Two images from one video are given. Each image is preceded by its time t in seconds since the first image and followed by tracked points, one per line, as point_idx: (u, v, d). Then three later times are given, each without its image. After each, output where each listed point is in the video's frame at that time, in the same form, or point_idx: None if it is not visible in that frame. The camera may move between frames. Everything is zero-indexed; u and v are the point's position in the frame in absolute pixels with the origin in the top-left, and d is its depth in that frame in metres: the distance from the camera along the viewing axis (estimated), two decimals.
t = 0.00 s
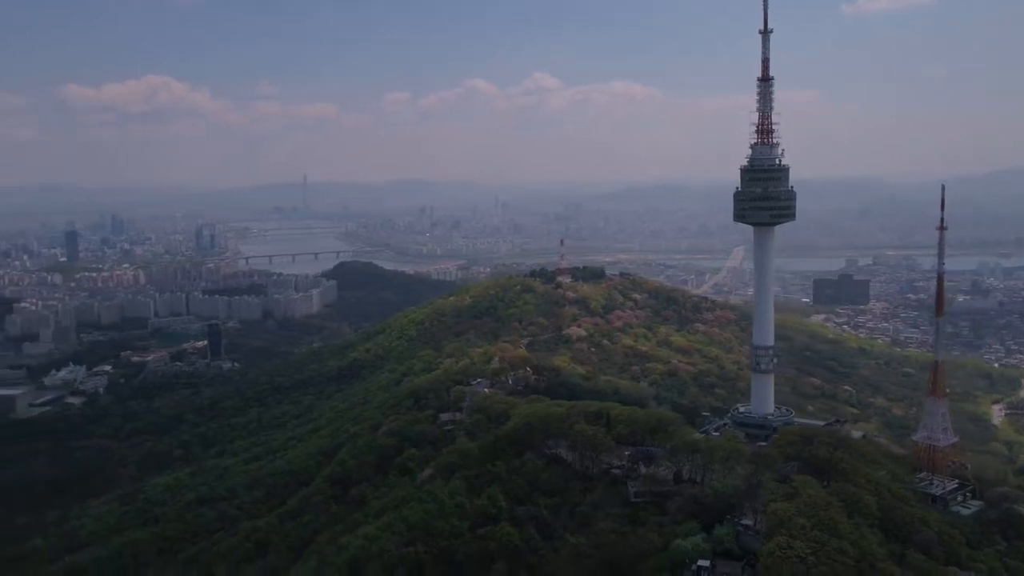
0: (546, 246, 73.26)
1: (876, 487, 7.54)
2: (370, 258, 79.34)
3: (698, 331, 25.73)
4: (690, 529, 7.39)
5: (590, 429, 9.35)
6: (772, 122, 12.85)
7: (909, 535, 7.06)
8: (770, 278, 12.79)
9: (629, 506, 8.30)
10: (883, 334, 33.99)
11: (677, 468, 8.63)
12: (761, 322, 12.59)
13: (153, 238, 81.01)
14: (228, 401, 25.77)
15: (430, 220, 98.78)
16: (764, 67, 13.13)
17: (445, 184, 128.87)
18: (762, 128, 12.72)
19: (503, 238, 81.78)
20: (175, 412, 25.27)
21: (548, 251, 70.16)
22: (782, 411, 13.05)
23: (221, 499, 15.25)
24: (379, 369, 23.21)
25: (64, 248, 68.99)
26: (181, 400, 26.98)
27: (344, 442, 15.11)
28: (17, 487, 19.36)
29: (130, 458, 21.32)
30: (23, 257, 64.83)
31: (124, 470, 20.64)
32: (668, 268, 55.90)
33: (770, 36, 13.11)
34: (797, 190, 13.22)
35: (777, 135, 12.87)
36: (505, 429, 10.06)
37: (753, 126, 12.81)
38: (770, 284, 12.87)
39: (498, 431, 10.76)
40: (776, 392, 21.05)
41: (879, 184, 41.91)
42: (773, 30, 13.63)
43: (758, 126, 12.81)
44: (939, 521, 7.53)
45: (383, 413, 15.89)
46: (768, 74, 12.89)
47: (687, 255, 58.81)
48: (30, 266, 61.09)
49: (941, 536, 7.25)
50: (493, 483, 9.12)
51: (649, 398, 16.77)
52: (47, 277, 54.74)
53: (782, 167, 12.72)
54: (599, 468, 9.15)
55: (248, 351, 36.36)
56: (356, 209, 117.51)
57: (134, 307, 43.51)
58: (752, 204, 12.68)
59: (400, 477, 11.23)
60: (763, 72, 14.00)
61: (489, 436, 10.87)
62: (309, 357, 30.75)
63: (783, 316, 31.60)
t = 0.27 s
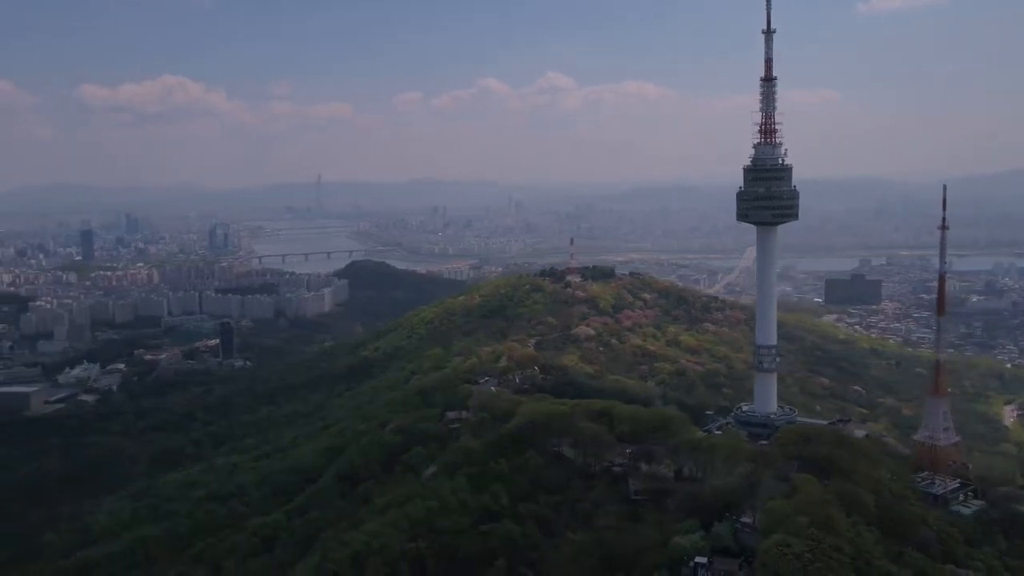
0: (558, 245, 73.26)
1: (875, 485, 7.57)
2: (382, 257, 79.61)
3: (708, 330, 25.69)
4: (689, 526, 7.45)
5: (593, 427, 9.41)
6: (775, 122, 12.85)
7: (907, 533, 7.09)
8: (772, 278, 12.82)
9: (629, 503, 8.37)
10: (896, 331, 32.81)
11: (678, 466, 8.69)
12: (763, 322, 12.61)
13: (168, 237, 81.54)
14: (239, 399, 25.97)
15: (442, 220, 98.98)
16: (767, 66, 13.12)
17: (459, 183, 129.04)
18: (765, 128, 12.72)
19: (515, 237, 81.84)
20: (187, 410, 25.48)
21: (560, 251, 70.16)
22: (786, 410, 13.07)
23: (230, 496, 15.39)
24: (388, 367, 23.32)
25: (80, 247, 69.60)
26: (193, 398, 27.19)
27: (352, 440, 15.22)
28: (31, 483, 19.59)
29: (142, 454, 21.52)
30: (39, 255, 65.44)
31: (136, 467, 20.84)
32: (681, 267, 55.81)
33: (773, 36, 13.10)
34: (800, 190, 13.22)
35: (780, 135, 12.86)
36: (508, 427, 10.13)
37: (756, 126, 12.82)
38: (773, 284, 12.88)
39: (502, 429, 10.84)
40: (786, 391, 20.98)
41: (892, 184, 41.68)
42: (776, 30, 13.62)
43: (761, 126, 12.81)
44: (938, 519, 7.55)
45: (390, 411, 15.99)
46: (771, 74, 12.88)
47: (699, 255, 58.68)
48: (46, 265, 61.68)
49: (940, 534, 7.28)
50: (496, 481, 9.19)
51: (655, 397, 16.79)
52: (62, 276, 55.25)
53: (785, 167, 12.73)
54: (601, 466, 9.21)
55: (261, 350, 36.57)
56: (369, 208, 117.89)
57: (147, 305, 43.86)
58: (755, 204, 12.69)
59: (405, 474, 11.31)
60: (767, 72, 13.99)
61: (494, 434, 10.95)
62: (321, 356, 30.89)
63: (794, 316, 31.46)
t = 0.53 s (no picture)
0: (569, 245, 73.31)
1: (873, 484, 7.58)
2: (394, 257, 79.89)
3: (716, 329, 25.64)
4: (687, 524, 7.50)
5: (594, 425, 9.47)
6: (777, 122, 12.86)
7: (904, 532, 7.11)
8: (774, 278, 12.84)
9: (629, 501, 8.42)
10: (908, 331, 31.64)
11: (677, 464, 8.74)
12: (765, 321, 12.63)
13: (180, 236, 82.03)
14: (249, 397, 26.14)
15: (454, 219, 99.20)
16: (769, 66, 13.13)
17: (470, 182, 129.20)
18: (767, 128, 12.73)
19: (526, 237, 81.89)
20: (197, 408, 25.65)
21: (571, 250, 70.18)
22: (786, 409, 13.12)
23: (238, 492, 15.52)
24: (397, 366, 23.41)
25: (93, 246, 70.10)
26: (204, 397, 27.37)
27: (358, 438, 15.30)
28: (42, 480, 19.80)
29: (153, 452, 21.69)
30: (54, 254, 65.98)
31: (147, 464, 21.03)
32: (691, 267, 55.76)
33: (775, 36, 13.11)
34: (801, 189, 13.23)
35: (782, 134, 12.88)
36: (510, 425, 10.18)
37: (758, 126, 12.82)
38: (775, 284, 12.90)
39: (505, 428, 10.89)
40: (793, 391, 20.94)
41: (903, 184, 41.44)
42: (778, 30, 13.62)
43: (763, 126, 12.82)
44: (936, 518, 7.57)
45: (398, 409, 16.07)
46: (774, 74, 12.89)
47: (711, 254, 58.50)
48: (60, 264, 62.19)
49: (938, 533, 7.30)
50: (498, 478, 9.25)
51: (661, 396, 16.81)
52: (76, 275, 55.70)
53: (787, 167, 12.75)
54: (601, 464, 9.28)
55: (271, 349, 36.76)
56: (381, 208, 118.28)
57: (159, 304, 44.14)
58: (757, 203, 12.70)
59: (410, 471, 11.40)
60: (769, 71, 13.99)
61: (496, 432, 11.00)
62: (330, 354, 31.02)
63: (804, 316, 31.39)
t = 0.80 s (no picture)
0: (581, 245, 73.31)
1: (871, 483, 7.61)
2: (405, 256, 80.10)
3: (724, 328, 25.62)
4: (685, 521, 7.55)
5: (596, 423, 9.53)
6: (779, 122, 12.90)
7: (901, 530, 7.14)
8: (776, 277, 12.87)
9: (629, 499, 8.48)
10: (919, 332, 30.96)
11: (677, 463, 8.79)
12: (767, 321, 12.65)
13: (193, 236, 82.49)
14: (258, 395, 26.30)
15: (465, 219, 99.33)
16: (772, 67, 13.16)
17: (482, 182, 129.31)
18: (769, 128, 12.77)
19: (537, 237, 81.89)
20: (208, 406, 25.83)
21: (582, 250, 70.18)
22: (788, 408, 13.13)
23: (246, 490, 15.65)
24: (405, 365, 23.51)
25: (107, 246, 70.58)
26: (214, 395, 27.57)
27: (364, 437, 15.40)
28: (54, 477, 20.00)
29: (163, 450, 21.88)
30: (68, 254, 66.51)
31: (157, 461, 21.21)
32: (702, 266, 55.67)
33: (777, 36, 13.14)
34: (803, 189, 13.26)
35: (784, 134, 12.93)
36: (512, 424, 10.25)
37: (760, 126, 12.87)
38: (776, 283, 12.94)
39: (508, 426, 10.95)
40: (800, 390, 20.90)
41: (916, 184, 41.20)
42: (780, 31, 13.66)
43: (765, 126, 12.86)
44: (935, 517, 7.58)
45: (404, 408, 16.16)
46: (776, 74, 12.93)
47: (722, 254, 58.31)
48: (74, 263, 62.65)
49: (936, 532, 7.32)
50: (499, 476, 9.32)
51: (667, 396, 16.83)
52: (89, 274, 56.11)
53: (789, 166, 12.79)
54: (603, 462, 9.33)
55: (282, 347, 36.95)
56: (393, 207, 118.54)
57: (171, 303, 44.42)
58: (758, 203, 12.74)
59: (414, 469, 11.48)
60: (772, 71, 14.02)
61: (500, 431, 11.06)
62: (340, 354, 31.17)
63: (813, 316, 31.32)
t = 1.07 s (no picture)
0: (592, 244, 73.29)
1: (868, 482, 7.64)
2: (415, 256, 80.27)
3: (732, 328, 25.59)
4: (683, 519, 7.60)
5: (597, 422, 9.58)
6: (780, 122, 12.95)
7: (898, 530, 7.17)
8: (777, 277, 12.91)
9: (629, 497, 8.54)
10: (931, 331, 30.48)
11: (677, 462, 8.84)
12: (769, 320, 12.71)
13: (205, 235, 82.88)
14: (268, 394, 26.46)
15: (476, 219, 99.46)
16: (773, 67, 13.20)
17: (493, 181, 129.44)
18: (770, 128, 12.82)
19: (548, 237, 81.89)
20: (218, 404, 26.00)
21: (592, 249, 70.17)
22: (790, 408, 13.17)
23: (253, 487, 15.77)
24: (413, 364, 23.61)
25: (120, 245, 71.00)
26: (224, 393, 27.75)
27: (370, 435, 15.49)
28: (65, 474, 20.19)
29: (173, 447, 22.05)
30: (82, 253, 66.95)
31: (167, 459, 21.38)
32: (713, 265, 55.57)
33: (778, 37, 13.17)
34: (804, 188, 13.31)
35: (785, 134, 12.98)
36: (515, 423, 10.31)
37: (762, 126, 12.92)
38: (778, 283, 12.99)
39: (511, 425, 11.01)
40: (808, 390, 20.87)
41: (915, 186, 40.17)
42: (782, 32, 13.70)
43: (766, 126, 12.91)
44: (932, 517, 7.60)
45: (410, 406, 16.25)
46: (777, 75, 12.99)
47: (733, 254, 58.21)
48: (87, 262, 63.06)
49: (934, 530, 7.34)
50: (501, 474, 9.39)
51: (673, 395, 16.86)
52: (102, 273, 56.45)
53: (791, 166, 12.84)
54: (604, 461, 9.39)
55: (292, 346, 37.13)
56: (404, 207, 118.75)
57: (183, 302, 44.67)
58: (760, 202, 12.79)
59: (419, 467, 11.56)
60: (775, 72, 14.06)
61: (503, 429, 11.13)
62: (349, 353, 31.31)
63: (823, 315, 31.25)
